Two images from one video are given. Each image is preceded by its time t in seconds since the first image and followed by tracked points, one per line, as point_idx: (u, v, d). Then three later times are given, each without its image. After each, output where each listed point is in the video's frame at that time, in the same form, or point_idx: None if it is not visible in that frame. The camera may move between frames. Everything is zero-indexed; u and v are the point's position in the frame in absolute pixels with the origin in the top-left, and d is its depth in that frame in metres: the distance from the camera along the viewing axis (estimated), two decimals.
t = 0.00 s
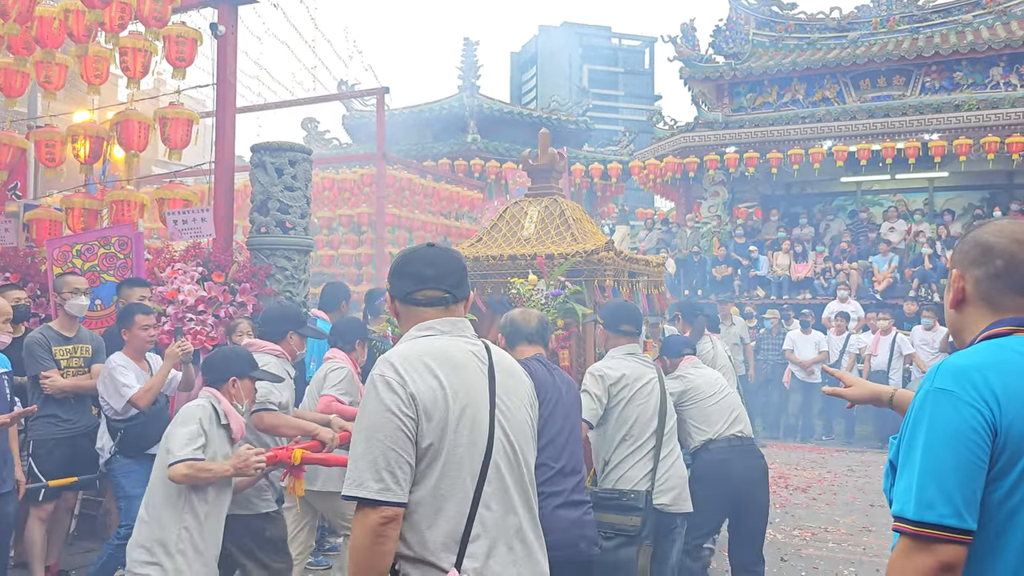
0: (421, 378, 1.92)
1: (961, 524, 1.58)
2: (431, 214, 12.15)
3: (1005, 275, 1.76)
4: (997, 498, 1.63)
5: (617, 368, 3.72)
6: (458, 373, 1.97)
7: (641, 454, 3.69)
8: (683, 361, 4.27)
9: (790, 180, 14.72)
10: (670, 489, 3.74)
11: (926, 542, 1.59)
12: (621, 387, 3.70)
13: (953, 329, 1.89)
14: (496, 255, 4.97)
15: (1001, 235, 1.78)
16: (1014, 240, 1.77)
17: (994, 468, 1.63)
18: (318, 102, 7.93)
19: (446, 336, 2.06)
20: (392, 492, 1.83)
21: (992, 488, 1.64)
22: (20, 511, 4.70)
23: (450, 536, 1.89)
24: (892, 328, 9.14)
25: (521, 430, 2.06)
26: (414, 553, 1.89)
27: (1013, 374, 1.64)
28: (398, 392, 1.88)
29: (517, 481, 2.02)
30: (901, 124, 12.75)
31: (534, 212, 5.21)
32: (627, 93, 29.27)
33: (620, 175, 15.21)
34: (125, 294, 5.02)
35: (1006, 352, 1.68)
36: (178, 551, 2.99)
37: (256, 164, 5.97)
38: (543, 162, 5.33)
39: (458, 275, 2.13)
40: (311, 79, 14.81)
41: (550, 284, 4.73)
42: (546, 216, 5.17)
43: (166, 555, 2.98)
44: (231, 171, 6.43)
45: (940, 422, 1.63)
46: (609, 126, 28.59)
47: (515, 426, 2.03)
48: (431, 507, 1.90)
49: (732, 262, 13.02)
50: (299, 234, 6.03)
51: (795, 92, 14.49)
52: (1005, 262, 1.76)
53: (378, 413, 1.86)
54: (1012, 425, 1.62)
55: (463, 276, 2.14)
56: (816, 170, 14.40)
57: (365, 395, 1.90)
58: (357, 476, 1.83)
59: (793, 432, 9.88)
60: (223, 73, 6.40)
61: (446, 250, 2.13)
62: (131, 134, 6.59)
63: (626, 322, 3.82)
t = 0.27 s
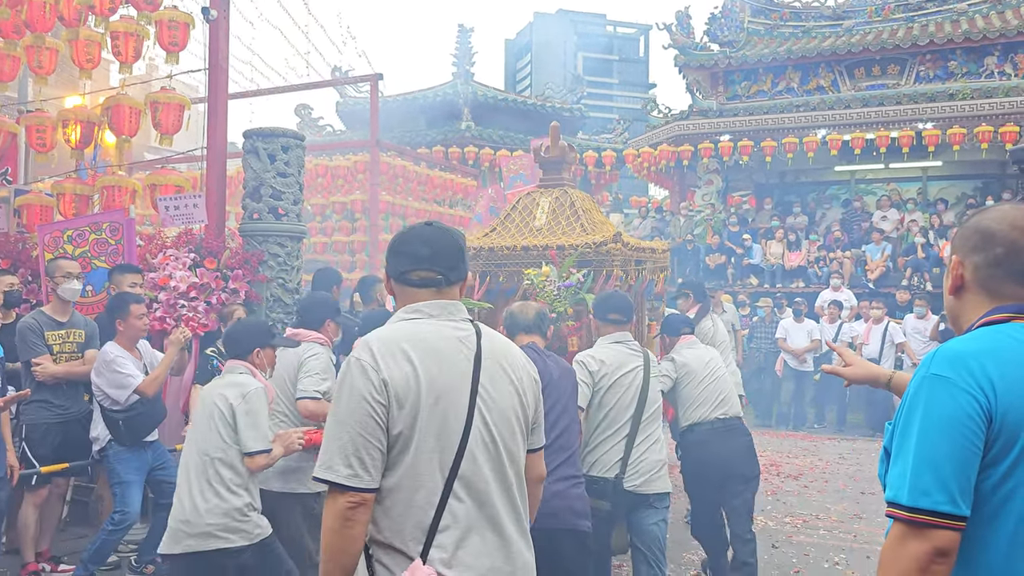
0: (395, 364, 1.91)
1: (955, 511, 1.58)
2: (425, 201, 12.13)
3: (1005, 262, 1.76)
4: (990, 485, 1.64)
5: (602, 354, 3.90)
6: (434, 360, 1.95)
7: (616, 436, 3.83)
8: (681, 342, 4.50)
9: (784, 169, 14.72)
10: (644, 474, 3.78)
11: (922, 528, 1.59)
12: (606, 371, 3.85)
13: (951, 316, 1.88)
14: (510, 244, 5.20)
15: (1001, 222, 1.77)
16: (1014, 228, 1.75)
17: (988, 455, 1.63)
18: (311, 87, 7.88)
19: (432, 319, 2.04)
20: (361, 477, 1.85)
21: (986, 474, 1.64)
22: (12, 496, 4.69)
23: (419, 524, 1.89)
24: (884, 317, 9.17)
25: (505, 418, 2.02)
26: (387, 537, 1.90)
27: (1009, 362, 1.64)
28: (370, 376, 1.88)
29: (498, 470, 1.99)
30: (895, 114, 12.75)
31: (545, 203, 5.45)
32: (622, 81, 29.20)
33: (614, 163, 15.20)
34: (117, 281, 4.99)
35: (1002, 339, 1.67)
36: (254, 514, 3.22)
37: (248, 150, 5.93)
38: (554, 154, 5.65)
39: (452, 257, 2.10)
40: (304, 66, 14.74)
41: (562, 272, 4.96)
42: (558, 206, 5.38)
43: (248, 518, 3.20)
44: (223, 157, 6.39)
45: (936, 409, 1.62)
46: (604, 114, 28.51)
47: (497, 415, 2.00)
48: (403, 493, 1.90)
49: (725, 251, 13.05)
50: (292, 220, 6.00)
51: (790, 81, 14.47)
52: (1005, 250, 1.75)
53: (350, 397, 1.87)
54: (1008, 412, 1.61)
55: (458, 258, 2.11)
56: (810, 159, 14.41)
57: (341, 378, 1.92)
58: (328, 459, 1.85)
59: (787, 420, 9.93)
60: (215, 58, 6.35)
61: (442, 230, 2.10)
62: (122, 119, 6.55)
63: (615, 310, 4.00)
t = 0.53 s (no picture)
0: (367, 355, 1.93)
1: (947, 497, 1.59)
2: (421, 189, 12.11)
3: (1002, 252, 1.76)
4: (982, 471, 1.65)
5: (592, 333, 4.19)
6: (410, 351, 1.95)
7: (603, 409, 4.09)
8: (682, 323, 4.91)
9: (780, 158, 14.73)
10: (629, 443, 4.02)
11: (911, 514, 1.59)
12: (595, 349, 4.14)
13: (950, 303, 1.88)
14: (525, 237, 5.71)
15: (1000, 212, 1.76)
16: (1012, 217, 1.75)
17: (980, 442, 1.64)
18: (307, 74, 7.84)
19: (413, 307, 2.04)
20: (331, 467, 1.87)
21: (979, 461, 1.65)
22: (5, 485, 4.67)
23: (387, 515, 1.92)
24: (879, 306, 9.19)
25: (486, 409, 2.01)
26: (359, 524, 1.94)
27: (1004, 350, 1.65)
28: (342, 367, 1.90)
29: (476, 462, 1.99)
30: (892, 103, 12.75)
31: (558, 196, 5.93)
32: (619, 68, 29.09)
33: (611, 151, 15.19)
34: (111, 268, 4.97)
35: (996, 328, 1.68)
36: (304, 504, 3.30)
37: (244, 137, 5.89)
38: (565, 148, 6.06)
39: (440, 241, 2.10)
40: (300, 51, 14.67)
41: (573, 264, 5.46)
42: (569, 199, 5.87)
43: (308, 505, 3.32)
44: (218, 143, 6.35)
45: (931, 395, 1.63)
46: (601, 102, 28.41)
47: (475, 406, 1.99)
48: (375, 482, 1.92)
49: (721, 240, 13.08)
50: (288, 207, 5.97)
51: (787, 69, 14.45)
52: (1001, 239, 1.75)
53: (322, 387, 1.90)
54: (1001, 399, 1.62)
55: (446, 242, 2.11)
56: (806, 147, 14.41)
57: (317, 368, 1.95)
58: (300, 449, 1.89)
59: (781, 409, 9.94)
60: (210, 43, 6.31)
61: (432, 213, 2.10)
62: (117, 105, 6.52)
63: (604, 293, 4.24)
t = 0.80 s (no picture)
0: (352, 348, 1.93)
1: (937, 486, 1.60)
2: (419, 179, 12.09)
3: (995, 244, 1.76)
4: (974, 461, 1.66)
5: (592, 324, 4.47)
6: (395, 345, 1.95)
7: (604, 394, 4.32)
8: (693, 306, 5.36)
9: (779, 150, 14.71)
10: (632, 423, 4.27)
11: (902, 503, 1.60)
12: (596, 338, 4.41)
13: (944, 295, 1.89)
14: (542, 227, 6.15)
15: (995, 203, 1.77)
16: (1007, 209, 1.75)
17: (972, 431, 1.65)
18: (305, 63, 7.80)
19: (403, 300, 2.04)
20: (311, 461, 1.89)
21: (970, 451, 1.66)
22: (2, 475, 4.67)
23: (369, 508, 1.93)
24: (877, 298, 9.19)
25: (473, 404, 2.01)
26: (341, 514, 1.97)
27: (996, 341, 1.65)
28: (326, 361, 1.91)
29: (460, 456, 1.99)
30: (891, 94, 12.73)
31: (572, 190, 6.33)
32: (617, 59, 28.97)
33: (610, 141, 15.19)
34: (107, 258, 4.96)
35: (989, 319, 1.69)
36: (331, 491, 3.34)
37: (241, 126, 5.87)
38: (579, 144, 6.49)
39: (433, 231, 2.10)
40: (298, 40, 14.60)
41: (589, 253, 5.89)
42: (584, 193, 6.27)
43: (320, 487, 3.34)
44: (216, 132, 6.33)
45: (923, 386, 1.63)
46: (599, 92, 28.31)
47: (461, 400, 1.99)
48: (357, 476, 1.93)
49: (719, 231, 13.08)
50: (285, 197, 5.94)
51: (786, 60, 14.41)
52: (994, 232, 1.75)
53: (306, 380, 1.90)
54: (992, 390, 1.63)
55: (439, 233, 2.11)
56: (805, 139, 14.38)
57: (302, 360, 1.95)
58: (283, 441, 1.90)
59: (778, 400, 9.96)
60: (207, 32, 6.28)
61: (427, 201, 2.10)
62: (114, 94, 6.50)
63: (608, 286, 4.50)
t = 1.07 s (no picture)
0: (352, 342, 1.93)
1: (929, 478, 1.60)
2: (420, 173, 12.09)
3: (984, 241, 1.76)
4: (966, 454, 1.66)
5: (611, 310, 4.61)
6: (393, 339, 1.95)
7: (622, 377, 4.52)
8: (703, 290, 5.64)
9: (779, 144, 14.71)
10: (647, 405, 4.51)
11: (895, 496, 1.61)
12: (615, 324, 4.57)
13: (937, 291, 1.89)
14: (564, 219, 6.70)
15: (984, 200, 1.77)
16: (996, 205, 1.75)
17: (964, 424, 1.66)
18: (305, 55, 7.78)
19: (402, 294, 2.04)
20: (311, 455, 1.88)
21: (962, 444, 1.67)
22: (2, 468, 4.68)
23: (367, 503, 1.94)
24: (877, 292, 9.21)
25: (471, 399, 2.01)
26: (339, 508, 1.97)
27: (986, 335, 1.66)
28: (326, 354, 1.91)
29: (457, 451, 2.00)
30: (892, 88, 12.72)
31: (591, 185, 6.85)
32: (618, 52, 28.90)
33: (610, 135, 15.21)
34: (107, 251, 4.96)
35: (980, 314, 1.69)
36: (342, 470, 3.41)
37: (241, 119, 5.86)
38: (598, 143, 6.95)
39: (433, 224, 2.10)
40: (298, 33, 14.57)
41: (606, 240, 6.41)
42: (602, 188, 6.80)
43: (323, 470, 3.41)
44: (217, 125, 6.32)
45: (914, 379, 1.64)
46: (600, 86, 28.25)
47: (460, 394, 2.00)
48: (356, 470, 1.94)
49: (719, 225, 13.10)
50: (286, 190, 5.94)
51: (788, 54, 14.38)
52: (983, 228, 1.75)
53: (305, 373, 1.91)
54: (983, 384, 1.64)
55: (439, 226, 2.11)
56: (806, 133, 14.37)
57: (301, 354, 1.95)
58: (282, 435, 1.90)
59: (777, 394, 9.99)
60: (208, 25, 6.26)
61: (426, 194, 2.09)
62: (115, 86, 6.48)
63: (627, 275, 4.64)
